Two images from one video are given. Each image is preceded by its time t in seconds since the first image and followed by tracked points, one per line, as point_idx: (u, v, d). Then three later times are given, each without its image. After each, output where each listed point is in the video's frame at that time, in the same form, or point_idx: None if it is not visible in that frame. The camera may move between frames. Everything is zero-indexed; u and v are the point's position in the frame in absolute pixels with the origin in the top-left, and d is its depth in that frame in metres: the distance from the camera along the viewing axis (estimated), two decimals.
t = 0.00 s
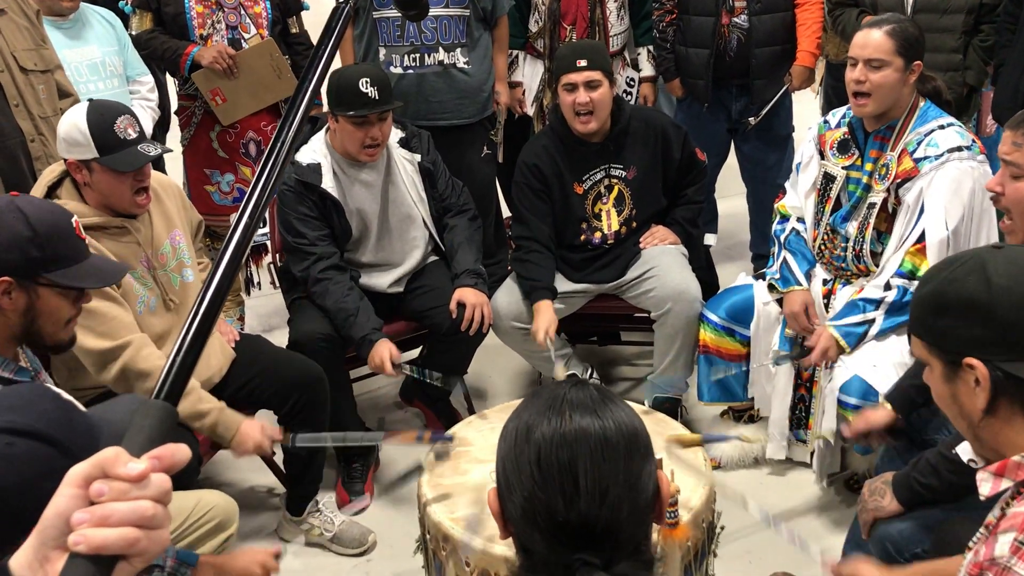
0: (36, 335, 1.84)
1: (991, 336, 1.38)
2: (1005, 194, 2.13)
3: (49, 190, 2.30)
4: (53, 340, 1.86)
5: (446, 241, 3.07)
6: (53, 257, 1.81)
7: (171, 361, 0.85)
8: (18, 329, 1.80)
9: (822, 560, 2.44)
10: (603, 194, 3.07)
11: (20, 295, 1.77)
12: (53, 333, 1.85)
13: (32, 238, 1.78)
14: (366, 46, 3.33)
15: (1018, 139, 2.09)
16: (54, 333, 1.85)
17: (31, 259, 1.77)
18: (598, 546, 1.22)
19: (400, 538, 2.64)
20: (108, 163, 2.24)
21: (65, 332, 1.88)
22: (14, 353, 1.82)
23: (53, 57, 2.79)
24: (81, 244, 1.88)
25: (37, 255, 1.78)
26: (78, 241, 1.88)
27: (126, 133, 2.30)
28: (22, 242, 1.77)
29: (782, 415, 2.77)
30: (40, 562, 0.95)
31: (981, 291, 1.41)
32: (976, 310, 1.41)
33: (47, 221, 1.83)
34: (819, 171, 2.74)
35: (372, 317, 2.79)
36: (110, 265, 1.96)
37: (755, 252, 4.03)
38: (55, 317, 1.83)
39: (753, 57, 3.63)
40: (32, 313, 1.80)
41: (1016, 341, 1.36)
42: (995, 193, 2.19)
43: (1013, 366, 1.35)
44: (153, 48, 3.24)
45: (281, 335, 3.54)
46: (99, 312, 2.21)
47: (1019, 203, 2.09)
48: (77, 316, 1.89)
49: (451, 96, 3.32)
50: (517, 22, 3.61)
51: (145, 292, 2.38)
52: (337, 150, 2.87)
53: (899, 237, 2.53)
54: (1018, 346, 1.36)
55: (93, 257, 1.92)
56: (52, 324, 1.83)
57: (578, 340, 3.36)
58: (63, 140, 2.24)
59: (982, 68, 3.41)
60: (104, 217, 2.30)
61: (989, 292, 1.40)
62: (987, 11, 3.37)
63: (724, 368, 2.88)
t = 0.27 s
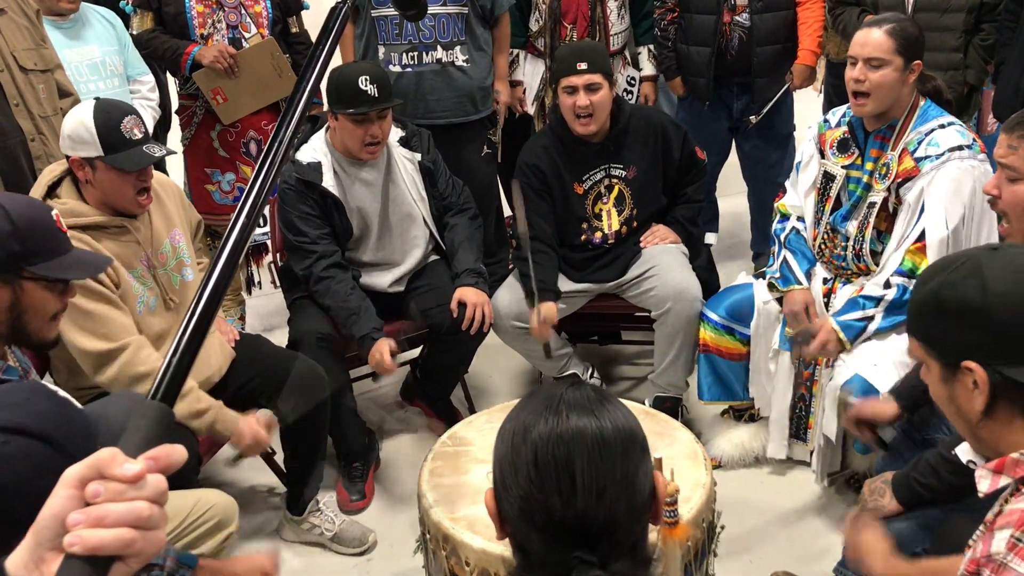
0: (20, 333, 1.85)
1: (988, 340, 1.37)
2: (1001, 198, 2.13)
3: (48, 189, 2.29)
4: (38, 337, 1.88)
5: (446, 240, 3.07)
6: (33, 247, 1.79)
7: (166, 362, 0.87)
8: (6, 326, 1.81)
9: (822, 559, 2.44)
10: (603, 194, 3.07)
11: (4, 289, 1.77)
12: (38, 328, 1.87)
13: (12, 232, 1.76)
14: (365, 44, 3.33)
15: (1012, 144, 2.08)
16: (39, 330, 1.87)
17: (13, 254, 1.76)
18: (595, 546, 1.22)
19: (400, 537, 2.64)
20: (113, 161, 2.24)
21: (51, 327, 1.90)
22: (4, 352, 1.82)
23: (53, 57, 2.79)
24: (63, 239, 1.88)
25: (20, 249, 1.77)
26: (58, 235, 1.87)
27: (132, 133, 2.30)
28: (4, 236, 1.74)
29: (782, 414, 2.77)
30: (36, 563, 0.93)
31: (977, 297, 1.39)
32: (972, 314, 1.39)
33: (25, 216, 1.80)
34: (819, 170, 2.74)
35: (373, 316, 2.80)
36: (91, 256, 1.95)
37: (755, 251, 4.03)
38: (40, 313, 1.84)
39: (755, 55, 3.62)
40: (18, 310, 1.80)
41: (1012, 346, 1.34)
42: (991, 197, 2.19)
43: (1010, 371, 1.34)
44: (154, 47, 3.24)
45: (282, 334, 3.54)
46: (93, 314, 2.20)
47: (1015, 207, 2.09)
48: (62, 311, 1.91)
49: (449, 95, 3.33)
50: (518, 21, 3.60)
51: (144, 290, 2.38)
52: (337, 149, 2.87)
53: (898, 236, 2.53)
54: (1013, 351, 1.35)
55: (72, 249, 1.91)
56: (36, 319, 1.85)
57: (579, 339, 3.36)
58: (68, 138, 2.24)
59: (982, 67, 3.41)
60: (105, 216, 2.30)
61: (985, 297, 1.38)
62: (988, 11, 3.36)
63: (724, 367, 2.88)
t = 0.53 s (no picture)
0: (15, 326, 1.86)
1: (988, 346, 1.36)
2: (999, 198, 2.13)
3: (50, 189, 2.30)
4: (37, 329, 1.89)
5: (446, 239, 3.07)
6: (24, 240, 1.80)
7: (160, 363, 0.84)
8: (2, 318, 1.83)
9: (822, 558, 2.44)
10: (602, 193, 3.07)
11: None
12: (35, 321, 1.88)
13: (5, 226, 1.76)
14: (364, 44, 3.32)
15: (1010, 143, 2.08)
16: (37, 320, 1.88)
17: (6, 248, 1.76)
18: (589, 544, 1.23)
19: (400, 536, 2.64)
20: (118, 160, 2.24)
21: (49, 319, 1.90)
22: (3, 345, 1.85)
23: (52, 56, 2.80)
24: (53, 230, 1.88)
25: (12, 241, 1.77)
26: (48, 226, 1.88)
27: (136, 133, 2.31)
28: None
29: (782, 413, 2.77)
30: (30, 561, 0.98)
31: (980, 299, 1.38)
32: (973, 319, 1.39)
33: (13, 209, 1.82)
34: (819, 170, 2.74)
35: (373, 312, 2.80)
36: (81, 247, 1.97)
37: (756, 250, 4.03)
38: (37, 304, 1.86)
39: (756, 54, 3.61)
40: (13, 302, 1.82)
41: (1013, 353, 1.34)
42: (990, 195, 2.19)
43: (1012, 377, 1.34)
44: (154, 47, 3.24)
45: (282, 333, 3.54)
46: (92, 318, 2.21)
47: (1015, 207, 2.08)
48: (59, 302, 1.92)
49: (446, 94, 3.33)
50: (518, 20, 3.60)
51: (144, 289, 2.39)
52: (336, 149, 2.87)
53: (901, 237, 2.52)
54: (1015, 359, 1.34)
55: (63, 240, 1.92)
56: (32, 312, 1.86)
57: (579, 338, 3.37)
58: (71, 136, 2.25)
59: (983, 66, 3.41)
60: (106, 215, 2.31)
61: (988, 300, 1.37)
62: (988, 9, 3.36)
63: (723, 366, 2.87)
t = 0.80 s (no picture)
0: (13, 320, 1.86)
1: (1005, 344, 1.36)
2: (1002, 200, 2.12)
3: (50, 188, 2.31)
4: (32, 322, 1.88)
5: (447, 239, 3.06)
6: (14, 232, 1.81)
7: (157, 363, 0.85)
8: None
9: (823, 559, 2.43)
10: (604, 194, 3.06)
11: None
12: (32, 316, 1.88)
13: None
14: (365, 42, 3.32)
15: (1012, 144, 2.07)
16: (34, 315, 1.88)
17: None
18: (584, 539, 1.22)
19: (401, 536, 2.64)
20: (114, 160, 2.24)
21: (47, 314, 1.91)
22: None
23: (52, 55, 2.80)
24: (42, 221, 1.90)
25: (1, 234, 1.79)
26: (38, 219, 1.89)
27: (132, 132, 2.30)
28: None
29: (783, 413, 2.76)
30: (26, 562, 0.99)
31: (1002, 298, 1.37)
32: (993, 315, 1.37)
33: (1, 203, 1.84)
34: (821, 170, 2.73)
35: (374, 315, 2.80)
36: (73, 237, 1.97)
37: (758, 250, 4.02)
38: (34, 298, 1.86)
39: (758, 53, 3.60)
40: (8, 296, 1.83)
41: None
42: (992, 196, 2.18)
43: None
44: (155, 46, 3.24)
45: (282, 332, 3.54)
46: (89, 314, 2.21)
47: (1017, 209, 2.08)
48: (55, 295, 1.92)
49: (445, 94, 3.33)
50: (520, 19, 3.59)
51: (143, 288, 2.38)
52: (337, 148, 2.86)
53: (903, 237, 2.52)
54: None
55: (54, 232, 1.92)
56: (31, 306, 1.87)
57: (580, 338, 3.37)
58: (69, 136, 2.24)
59: (986, 66, 3.40)
60: (106, 214, 2.30)
61: (1010, 299, 1.36)
62: (990, 9, 3.36)
63: (724, 366, 2.87)
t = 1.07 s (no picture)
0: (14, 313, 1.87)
1: None
2: (1009, 195, 2.11)
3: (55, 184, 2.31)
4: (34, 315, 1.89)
5: (451, 237, 3.06)
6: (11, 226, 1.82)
7: (161, 358, 0.85)
8: None
9: (826, 558, 2.43)
10: (609, 191, 3.06)
11: None
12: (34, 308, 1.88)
13: None
14: (368, 41, 3.33)
15: (1021, 139, 2.07)
16: (33, 309, 1.88)
17: None
18: (583, 533, 1.22)
19: (404, 534, 2.64)
20: (117, 159, 2.24)
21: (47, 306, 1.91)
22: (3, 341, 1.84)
23: (55, 52, 2.80)
24: (39, 213, 1.91)
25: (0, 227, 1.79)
26: (33, 211, 1.90)
27: (135, 131, 2.30)
28: None
29: (786, 412, 2.75)
30: (28, 559, 0.99)
31: None
32: None
33: None
34: (826, 169, 2.73)
35: (375, 313, 2.80)
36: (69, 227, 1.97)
37: (761, 249, 4.01)
38: (34, 291, 1.87)
39: (762, 52, 3.60)
40: (8, 290, 1.83)
41: None
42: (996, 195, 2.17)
43: None
44: (159, 44, 3.24)
45: (286, 330, 3.54)
46: (97, 304, 2.20)
47: None
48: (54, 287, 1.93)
49: (450, 93, 3.33)
50: (524, 18, 3.60)
51: (148, 283, 2.38)
52: (341, 146, 2.87)
53: (906, 235, 2.52)
54: None
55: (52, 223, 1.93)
56: (32, 300, 1.87)
57: (583, 336, 3.36)
58: (73, 133, 2.25)
59: (991, 65, 3.39)
60: (108, 208, 2.30)
61: None
62: (996, 8, 3.35)
63: (728, 366, 2.87)
